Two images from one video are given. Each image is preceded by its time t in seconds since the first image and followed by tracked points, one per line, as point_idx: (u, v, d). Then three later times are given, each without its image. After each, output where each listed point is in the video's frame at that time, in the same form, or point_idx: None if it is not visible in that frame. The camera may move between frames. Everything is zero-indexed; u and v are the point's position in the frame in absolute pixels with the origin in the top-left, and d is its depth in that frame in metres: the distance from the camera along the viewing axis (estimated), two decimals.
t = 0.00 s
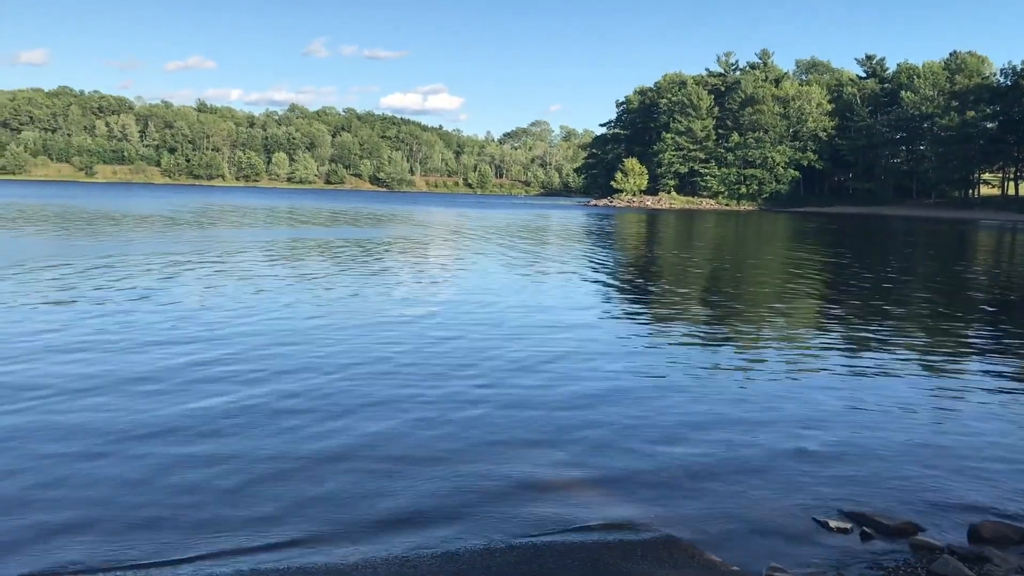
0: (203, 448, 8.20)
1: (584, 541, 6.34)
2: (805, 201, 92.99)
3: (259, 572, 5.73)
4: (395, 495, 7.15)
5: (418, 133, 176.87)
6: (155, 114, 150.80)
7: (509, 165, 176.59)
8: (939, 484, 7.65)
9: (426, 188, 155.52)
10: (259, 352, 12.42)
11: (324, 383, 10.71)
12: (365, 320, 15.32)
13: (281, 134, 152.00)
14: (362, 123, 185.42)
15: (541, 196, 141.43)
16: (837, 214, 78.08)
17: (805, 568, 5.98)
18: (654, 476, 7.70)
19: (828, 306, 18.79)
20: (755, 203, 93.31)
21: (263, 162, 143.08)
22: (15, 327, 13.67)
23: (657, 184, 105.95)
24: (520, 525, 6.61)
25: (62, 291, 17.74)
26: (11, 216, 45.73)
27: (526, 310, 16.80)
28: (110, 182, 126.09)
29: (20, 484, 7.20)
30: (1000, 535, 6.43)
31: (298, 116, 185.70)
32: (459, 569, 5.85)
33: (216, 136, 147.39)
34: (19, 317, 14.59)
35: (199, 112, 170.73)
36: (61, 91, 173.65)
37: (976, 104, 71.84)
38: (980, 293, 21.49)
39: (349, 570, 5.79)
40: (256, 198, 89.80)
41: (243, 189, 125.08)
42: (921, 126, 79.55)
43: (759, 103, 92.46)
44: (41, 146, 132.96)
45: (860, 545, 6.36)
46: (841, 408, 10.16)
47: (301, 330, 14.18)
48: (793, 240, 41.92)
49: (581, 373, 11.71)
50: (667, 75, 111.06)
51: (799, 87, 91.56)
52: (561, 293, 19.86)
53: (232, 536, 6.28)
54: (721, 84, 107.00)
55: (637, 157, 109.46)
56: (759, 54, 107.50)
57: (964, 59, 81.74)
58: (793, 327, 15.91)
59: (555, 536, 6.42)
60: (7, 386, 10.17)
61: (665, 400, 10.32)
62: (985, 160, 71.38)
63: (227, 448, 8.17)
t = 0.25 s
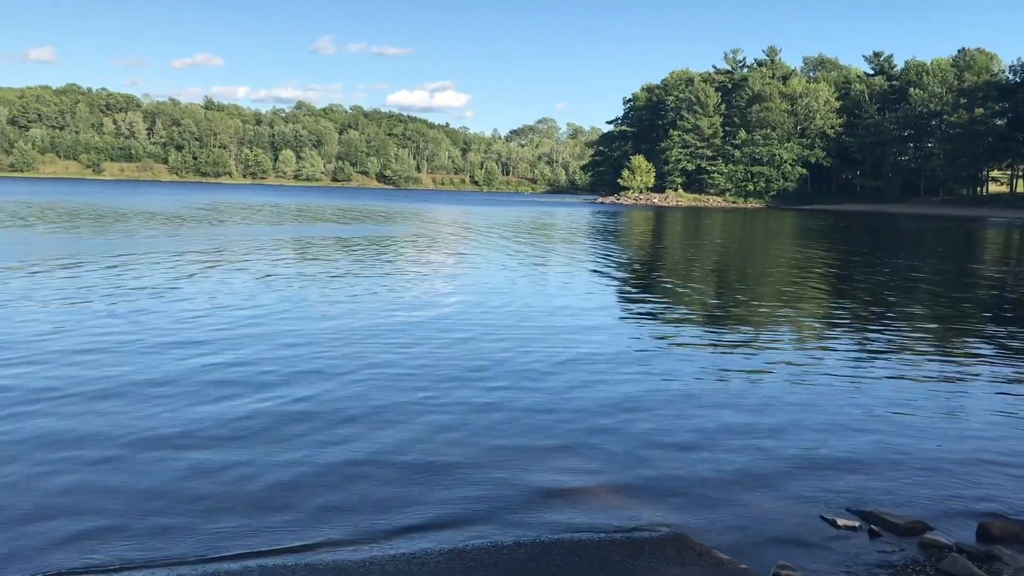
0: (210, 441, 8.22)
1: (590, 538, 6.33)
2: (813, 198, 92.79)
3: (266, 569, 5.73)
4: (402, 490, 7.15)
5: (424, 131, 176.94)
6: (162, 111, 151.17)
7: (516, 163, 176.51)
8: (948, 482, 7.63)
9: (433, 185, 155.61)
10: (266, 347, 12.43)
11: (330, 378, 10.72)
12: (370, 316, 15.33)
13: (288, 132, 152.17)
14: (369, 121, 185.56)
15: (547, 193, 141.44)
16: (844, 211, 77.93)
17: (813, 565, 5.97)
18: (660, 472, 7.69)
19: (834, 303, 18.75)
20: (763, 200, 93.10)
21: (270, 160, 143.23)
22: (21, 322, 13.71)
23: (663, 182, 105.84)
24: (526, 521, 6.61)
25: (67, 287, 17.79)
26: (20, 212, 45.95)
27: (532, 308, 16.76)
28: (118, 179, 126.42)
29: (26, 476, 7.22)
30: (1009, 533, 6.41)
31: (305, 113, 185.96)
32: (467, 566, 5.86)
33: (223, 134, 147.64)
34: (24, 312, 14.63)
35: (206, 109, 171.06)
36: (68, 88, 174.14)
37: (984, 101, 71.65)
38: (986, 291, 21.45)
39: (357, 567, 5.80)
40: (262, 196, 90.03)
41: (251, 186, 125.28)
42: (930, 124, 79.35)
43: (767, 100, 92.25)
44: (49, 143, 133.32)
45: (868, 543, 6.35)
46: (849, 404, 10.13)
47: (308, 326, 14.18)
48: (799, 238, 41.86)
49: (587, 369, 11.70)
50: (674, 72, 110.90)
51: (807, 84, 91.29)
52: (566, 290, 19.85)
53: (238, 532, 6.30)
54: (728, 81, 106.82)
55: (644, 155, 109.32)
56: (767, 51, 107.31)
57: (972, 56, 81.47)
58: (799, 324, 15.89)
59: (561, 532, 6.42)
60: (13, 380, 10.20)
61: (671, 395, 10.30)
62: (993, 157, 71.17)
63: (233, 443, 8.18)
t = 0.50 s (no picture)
0: (217, 443, 8.24)
1: (599, 537, 6.34)
2: (819, 196, 92.60)
3: (273, 566, 5.76)
4: (410, 490, 7.16)
5: (430, 128, 176.94)
6: (168, 109, 151.48)
7: (521, 160, 176.32)
8: (955, 481, 7.61)
9: (438, 183, 155.59)
10: (273, 347, 12.47)
11: (339, 379, 10.74)
12: (377, 316, 15.36)
13: (294, 130, 152.23)
14: (375, 119, 185.66)
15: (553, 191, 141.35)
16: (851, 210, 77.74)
17: (820, 564, 5.96)
18: (669, 472, 7.69)
19: (840, 302, 18.69)
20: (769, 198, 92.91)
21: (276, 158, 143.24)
22: (29, 323, 13.76)
23: (669, 180, 105.73)
24: (534, 521, 6.62)
25: (74, 287, 17.81)
26: (28, 211, 46.11)
27: (538, 307, 16.73)
28: (124, 178, 126.73)
29: (36, 477, 7.23)
30: (1016, 532, 6.39)
31: (311, 111, 186.08)
32: (473, 564, 5.86)
33: (229, 132, 147.81)
34: (32, 313, 14.68)
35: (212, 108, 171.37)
36: (75, 87, 174.61)
37: (992, 98, 71.34)
38: (991, 289, 21.39)
39: (363, 566, 5.80)
40: (268, 194, 90.23)
41: (256, 184, 125.52)
42: (936, 121, 79.09)
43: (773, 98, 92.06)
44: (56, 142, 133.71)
45: (875, 542, 6.34)
46: (858, 404, 10.13)
47: (314, 326, 14.18)
48: (805, 236, 41.78)
49: (594, 369, 11.70)
50: (680, 70, 110.73)
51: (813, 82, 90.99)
52: (574, 290, 19.83)
53: (248, 532, 6.32)
54: (734, 79, 106.65)
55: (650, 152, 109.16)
56: (773, 48, 107.09)
57: (980, 53, 81.13)
58: (807, 323, 15.89)
59: (568, 532, 6.42)
60: (22, 382, 10.24)
61: (679, 396, 10.31)
62: (1000, 155, 70.91)
63: (243, 444, 8.19)
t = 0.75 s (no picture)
0: (225, 439, 8.25)
1: (607, 535, 6.34)
2: (827, 195, 92.35)
3: (281, 565, 5.77)
4: (418, 488, 7.16)
5: (437, 128, 176.97)
6: (176, 109, 151.88)
7: (528, 160, 176.20)
8: (965, 481, 7.58)
9: (445, 183, 155.65)
10: (280, 344, 12.49)
11: (347, 376, 10.76)
12: (383, 313, 15.36)
13: (302, 129, 152.41)
14: (382, 118, 185.87)
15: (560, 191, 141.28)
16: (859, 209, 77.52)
17: (827, 563, 5.95)
18: (678, 469, 7.68)
19: (847, 301, 18.63)
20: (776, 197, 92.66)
21: (284, 158, 143.38)
22: (36, 320, 13.78)
23: (676, 179, 105.58)
24: (541, 519, 6.62)
25: (80, 285, 17.85)
26: (36, 210, 46.27)
27: (546, 306, 16.68)
28: (132, 177, 127.08)
29: (44, 473, 7.25)
30: None
31: (318, 111, 186.32)
32: (481, 564, 5.86)
33: (236, 131, 148.03)
34: (41, 310, 14.72)
35: (220, 107, 171.75)
36: (84, 86, 175.21)
37: (1001, 97, 70.99)
38: (998, 288, 21.32)
39: (371, 565, 5.80)
40: (275, 193, 90.46)
41: (264, 184, 125.76)
42: (945, 120, 78.81)
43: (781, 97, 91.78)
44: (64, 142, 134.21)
45: (884, 541, 6.33)
46: (866, 402, 10.10)
47: (321, 324, 14.19)
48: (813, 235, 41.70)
49: (601, 366, 11.69)
50: (687, 69, 110.57)
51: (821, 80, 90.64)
52: (581, 288, 19.79)
53: (257, 529, 6.33)
54: (742, 78, 106.48)
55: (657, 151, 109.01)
56: (781, 47, 106.86)
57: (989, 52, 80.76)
58: (815, 321, 15.86)
59: (577, 530, 6.42)
60: (30, 377, 10.26)
61: (687, 393, 10.30)
62: (1010, 154, 70.61)
63: (252, 441, 8.20)
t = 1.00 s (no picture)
0: (234, 442, 8.28)
1: (614, 537, 6.34)
2: (835, 196, 92.17)
3: (289, 566, 5.78)
4: (426, 491, 7.17)
5: (445, 130, 177.20)
6: (185, 111, 152.49)
7: (536, 161, 176.13)
8: (975, 483, 7.54)
9: (453, 184, 155.79)
10: (288, 348, 12.53)
11: (355, 380, 10.78)
12: (390, 316, 15.41)
13: (310, 131, 152.66)
14: (390, 120, 186.18)
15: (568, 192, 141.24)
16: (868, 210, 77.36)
17: (835, 567, 5.93)
18: (686, 473, 7.67)
19: (856, 303, 18.62)
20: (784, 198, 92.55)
21: (292, 159, 143.61)
22: (48, 322, 13.90)
23: (685, 180, 105.50)
24: (549, 521, 6.63)
25: (88, 288, 17.95)
26: (46, 213, 46.49)
27: (554, 309, 16.70)
28: (141, 179, 127.60)
29: (54, 475, 7.30)
30: None
31: (326, 113, 186.72)
32: (488, 566, 5.85)
33: (245, 134, 148.38)
34: (53, 312, 14.84)
35: (229, 109, 172.31)
36: (93, 89, 175.92)
37: (1009, 97, 70.82)
38: (1009, 290, 21.26)
39: (380, 566, 5.80)
40: (284, 195, 90.66)
41: (272, 185, 126.06)
42: (954, 121, 78.53)
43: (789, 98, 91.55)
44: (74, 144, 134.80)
45: (893, 542, 6.32)
46: (875, 405, 10.09)
47: (330, 327, 14.21)
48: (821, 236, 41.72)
49: (608, 369, 11.70)
50: (695, 70, 110.55)
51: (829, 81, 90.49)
52: (588, 290, 19.84)
53: (265, 532, 6.35)
54: (749, 79, 106.46)
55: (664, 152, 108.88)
56: (789, 48, 106.80)
57: (998, 51, 80.55)
58: (822, 323, 15.87)
59: (584, 532, 6.42)
60: (40, 381, 10.32)
61: (695, 397, 10.30)
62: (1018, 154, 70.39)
63: (260, 444, 8.22)
